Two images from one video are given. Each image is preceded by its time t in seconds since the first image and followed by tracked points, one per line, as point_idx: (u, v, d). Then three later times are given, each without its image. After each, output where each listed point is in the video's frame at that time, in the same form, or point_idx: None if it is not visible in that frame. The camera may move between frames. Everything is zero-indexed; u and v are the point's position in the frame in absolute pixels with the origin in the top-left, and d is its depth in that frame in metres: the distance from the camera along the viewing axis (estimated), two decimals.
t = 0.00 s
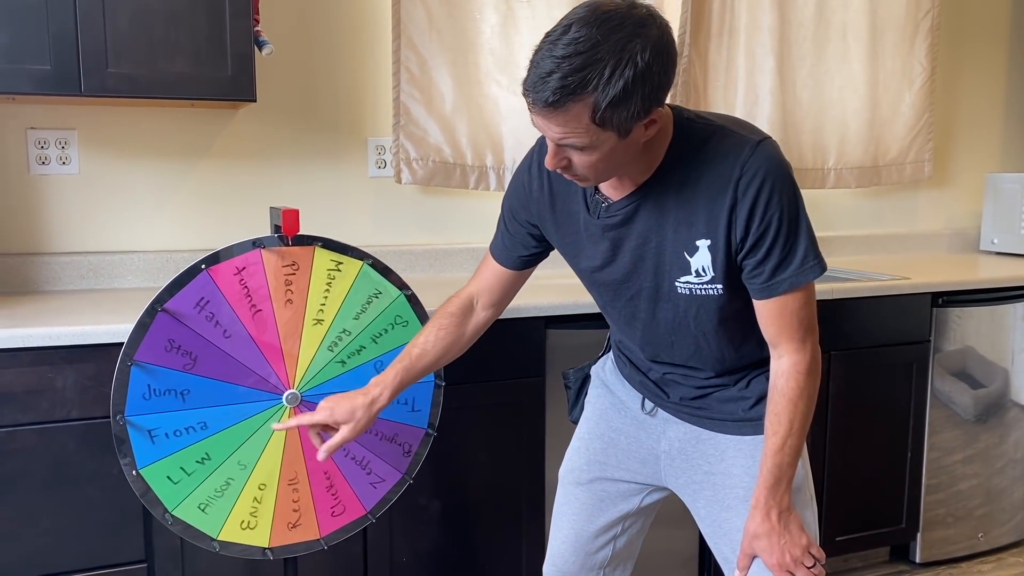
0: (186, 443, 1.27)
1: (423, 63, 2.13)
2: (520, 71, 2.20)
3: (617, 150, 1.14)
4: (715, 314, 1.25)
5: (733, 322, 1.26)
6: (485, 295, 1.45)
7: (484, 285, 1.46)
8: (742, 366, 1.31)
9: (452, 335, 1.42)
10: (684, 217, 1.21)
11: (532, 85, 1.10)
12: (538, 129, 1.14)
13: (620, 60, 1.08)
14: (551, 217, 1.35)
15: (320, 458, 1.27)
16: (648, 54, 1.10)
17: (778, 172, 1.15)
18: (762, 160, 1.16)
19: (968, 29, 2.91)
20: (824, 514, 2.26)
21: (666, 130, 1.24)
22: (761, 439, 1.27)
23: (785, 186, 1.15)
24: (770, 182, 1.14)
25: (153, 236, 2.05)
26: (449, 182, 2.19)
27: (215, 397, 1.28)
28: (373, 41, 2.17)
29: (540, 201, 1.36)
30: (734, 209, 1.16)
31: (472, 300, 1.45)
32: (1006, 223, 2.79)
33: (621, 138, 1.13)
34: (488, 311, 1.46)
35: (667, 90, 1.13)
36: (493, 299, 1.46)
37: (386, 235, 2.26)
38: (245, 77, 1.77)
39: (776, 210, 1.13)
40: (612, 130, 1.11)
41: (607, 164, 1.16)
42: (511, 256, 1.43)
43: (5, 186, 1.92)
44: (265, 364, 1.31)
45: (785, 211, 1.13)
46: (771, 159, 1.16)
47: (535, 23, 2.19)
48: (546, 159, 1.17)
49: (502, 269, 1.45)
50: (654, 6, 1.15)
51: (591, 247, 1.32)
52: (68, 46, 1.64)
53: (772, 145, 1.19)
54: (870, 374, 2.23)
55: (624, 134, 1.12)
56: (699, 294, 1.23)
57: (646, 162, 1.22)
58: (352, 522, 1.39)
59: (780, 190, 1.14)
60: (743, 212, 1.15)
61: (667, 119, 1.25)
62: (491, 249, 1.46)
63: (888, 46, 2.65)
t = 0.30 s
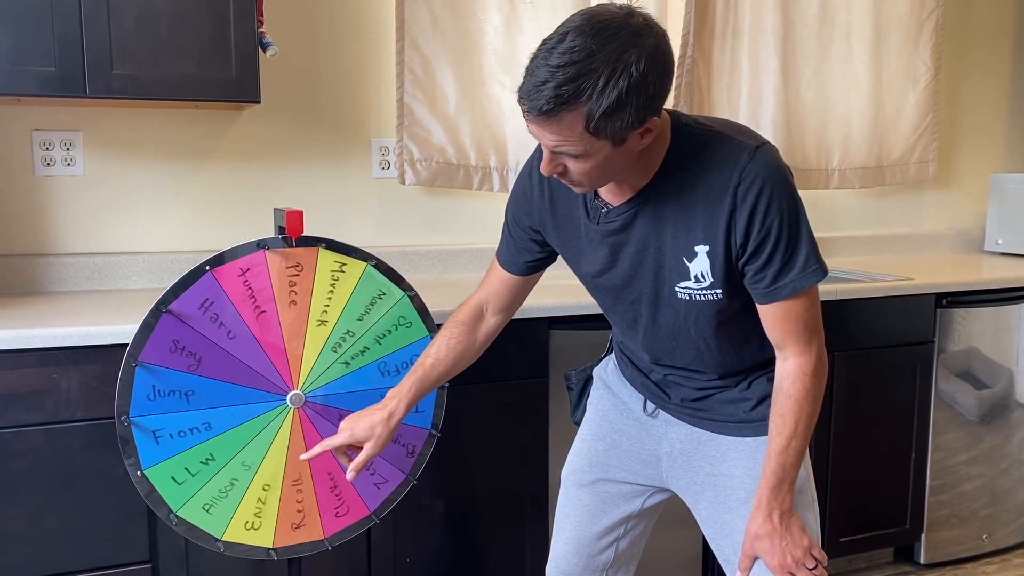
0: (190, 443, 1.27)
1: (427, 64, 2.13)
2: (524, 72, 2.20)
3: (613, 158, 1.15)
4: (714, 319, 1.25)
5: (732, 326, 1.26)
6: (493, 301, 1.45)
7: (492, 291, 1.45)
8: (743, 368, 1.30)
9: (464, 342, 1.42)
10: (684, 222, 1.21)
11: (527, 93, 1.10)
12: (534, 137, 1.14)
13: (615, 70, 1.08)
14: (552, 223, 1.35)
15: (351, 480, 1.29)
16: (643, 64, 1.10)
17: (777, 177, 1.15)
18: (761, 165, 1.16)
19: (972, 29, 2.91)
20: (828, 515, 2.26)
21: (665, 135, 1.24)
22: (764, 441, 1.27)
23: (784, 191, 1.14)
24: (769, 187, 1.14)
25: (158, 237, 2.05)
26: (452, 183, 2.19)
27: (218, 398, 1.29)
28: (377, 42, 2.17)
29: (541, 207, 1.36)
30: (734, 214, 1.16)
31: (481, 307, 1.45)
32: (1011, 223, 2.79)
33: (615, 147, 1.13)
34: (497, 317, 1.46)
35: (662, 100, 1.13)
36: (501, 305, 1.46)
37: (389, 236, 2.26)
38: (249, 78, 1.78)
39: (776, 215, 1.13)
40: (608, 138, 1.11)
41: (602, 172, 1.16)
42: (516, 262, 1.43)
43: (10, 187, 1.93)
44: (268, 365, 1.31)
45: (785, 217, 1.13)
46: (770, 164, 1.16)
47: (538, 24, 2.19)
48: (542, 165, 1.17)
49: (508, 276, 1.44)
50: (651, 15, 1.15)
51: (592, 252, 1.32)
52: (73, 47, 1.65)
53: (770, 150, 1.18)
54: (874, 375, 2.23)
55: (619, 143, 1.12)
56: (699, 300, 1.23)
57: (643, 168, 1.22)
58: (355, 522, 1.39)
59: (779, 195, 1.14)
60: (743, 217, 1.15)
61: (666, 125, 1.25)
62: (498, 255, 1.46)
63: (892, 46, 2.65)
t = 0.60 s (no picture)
0: (195, 444, 1.28)
1: (430, 66, 2.13)
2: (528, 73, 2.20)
3: (611, 160, 1.15)
4: (716, 321, 1.25)
5: (735, 327, 1.26)
6: (486, 300, 1.45)
7: (486, 290, 1.45)
8: (747, 368, 1.30)
9: (453, 339, 1.41)
10: (685, 224, 1.21)
11: (525, 93, 1.11)
12: (532, 137, 1.14)
13: (612, 71, 1.08)
14: (554, 224, 1.35)
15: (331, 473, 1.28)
16: (640, 66, 1.10)
17: (778, 179, 1.15)
18: (762, 167, 1.15)
19: (977, 30, 2.90)
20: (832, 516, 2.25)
21: (665, 135, 1.24)
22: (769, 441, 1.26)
23: (785, 193, 1.14)
24: (770, 189, 1.14)
25: (162, 238, 2.06)
26: (456, 184, 2.19)
27: (224, 399, 1.29)
28: (380, 43, 2.17)
29: (543, 208, 1.36)
30: (735, 216, 1.16)
31: (474, 305, 1.44)
32: (1015, 223, 2.78)
33: (613, 148, 1.13)
34: (490, 316, 1.45)
35: (660, 102, 1.13)
36: (494, 304, 1.45)
37: (393, 236, 2.26)
38: (253, 79, 1.78)
39: (777, 216, 1.13)
40: (606, 139, 1.11)
41: (601, 173, 1.16)
42: (514, 261, 1.43)
43: (15, 188, 1.94)
44: (273, 366, 1.31)
45: (785, 219, 1.13)
46: (771, 166, 1.15)
47: (542, 24, 2.19)
48: (540, 166, 1.17)
49: (505, 275, 1.44)
50: (649, 17, 1.15)
51: (594, 253, 1.32)
52: (78, 49, 1.65)
53: (771, 152, 1.18)
54: (878, 375, 2.22)
55: (617, 144, 1.12)
56: (701, 302, 1.23)
57: (644, 170, 1.22)
58: (360, 523, 1.40)
59: (779, 197, 1.14)
60: (744, 219, 1.15)
61: (666, 126, 1.25)
62: (494, 254, 1.46)
63: (896, 47, 2.65)
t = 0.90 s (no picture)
0: (197, 445, 1.28)
1: (432, 67, 2.14)
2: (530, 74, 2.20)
3: (611, 157, 1.15)
4: (718, 320, 1.25)
5: (737, 326, 1.26)
6: (484, 292, 1.45)
7: (484, 282, 1.45)
8: (750, 368, 1.30)
9: (448, 328, 1.41)
10: (688, 224, 1.21)
11: (526, 86, 1.11)
12: (532, 131, 1.14)
13: (613, 68, 1.08)
14: (556, 219, 1.35)
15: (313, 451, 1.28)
16: (642, 64, 1.10)
17: (783, 179, 1.14)
18: (766, 168, 1.15)
19: (979, 31, 2.90)
20: (834, 517, 2.25)
21: (670, 133, 1.24)
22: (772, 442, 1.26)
23: (790, 193, 1.14)
24: (775, 189, 1.14)
25: (164, 239, 2.06)
26: (458, 185, 2.20)
27: (226, 399, 1.29)
28: (382, 44, 2.18)
29: (546, 204, 1.36)
30: (739, 216, 1.16)
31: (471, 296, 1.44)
32: (1017, 225, 2.78)
33: (612, 146, 1.13)
34: (487, 308, 1.45)
35: (661, 102, 1.13)
36: (491, 297, 1.45)
37: (395, 238, 2.27)
38: (255, 81, 1.79)
39: (781, 217, 1.13)
40: (605, 136, 1.11)
41: (601, 170, 1.16)
42: (515, 255, 1.43)
43: (18, 189, 1.94)
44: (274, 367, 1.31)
45: (790, 220, 1.13)
46: (776, 167, 1.15)
47: (544, 26, 2.19)
48: (540, 160, 1.17)
49: (505, 268, 1.44)
50: (655, 15, 1.15)
51: (596, 251, 1.32)
52: (81, 51, 1.65)
53: (776, 153, 1.18)
54: (879, 377, 2.22)
55: (616, 142, 1.12)
56: (702, 302, 1.23)
57: (646, 168, 1.21)
58: (362, 523, 1.40)
59: (784, 198, 1.13)
60: (747, 219, 1.15)
61: (672, 126, 1.24)
62: (494, 246, 1.45)
63: (898, 48, 2.65)
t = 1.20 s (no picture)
0: (199, 445, 1.28)
1: (433, 68, 2.14)
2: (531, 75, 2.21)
3: (621, 143, 1.14)
4: (730, 316, 1.24)
5: (751, 322, 1.25)
6: (492, 275, 1.45)
7: (493, 265, 1.46)
8: (768, 365, 1.29)
9: (453, 306, 1.42)
10: (702, 218, 1.20)
11: (537, 64, 1.12)
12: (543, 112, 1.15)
13: (623, 50, 1.08)
14: (571, 207, 1.36)
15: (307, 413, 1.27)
16: (653, 48, 1.09)
17: (800, 174, 1.13)
18: (782, 163, 1.14)
19: (979, 32, 2.90)
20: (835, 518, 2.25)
21: (687, 124, 1.23)
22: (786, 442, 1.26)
23: (806, 189, 1.12)
24: (791, 184, 1.12)
25: (166, 240, 2.06)
26: (459, 186, 2.20)
27: (228, 399, 1.29)
28: (383, 46, 2.18)
29: (561, 190, 1.37)
30: (753, 211, 1.14)
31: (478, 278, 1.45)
32: (1018, 226, 2.78)
33: (621, 131, 1.13)
34: (494, 291, 1.46)
35: (672, 88, 1.12)
36: (500, 280, 1.45)
37: (396, 239, 2.27)
38: (256, 82, 1.79)
39: (797, 213, 1.11)
40: (614, 119, 1.11)
41: (610, 155, 1.16)
42: (526, 241, 1.44)
43: (20, 191, 1.95)
44: (276, 367, 1.32)
45: (806, 216, 1.11)
46: (792, 161, 1.14)
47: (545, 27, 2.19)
48: (550, 143, 1.18)
49: (516, 252, 1.45)
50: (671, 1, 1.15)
51: (610, 241, 1.32)
52: (83, 52, 1.66)
53: (793, 148, 1.16)
54: (880, 378, 2.22)
55: (625, 126, 1.12)
56: (715, 297, 1.22)
57: (661, 157, 1.21)
58: (363, 523, 1.40)
59: (800, 193, 1.12)
60: (762, 215, 1.13)
61: (688, 119, 1.23)
62: (506, 231, 1.46)
63: (898, 49, 2.65)
